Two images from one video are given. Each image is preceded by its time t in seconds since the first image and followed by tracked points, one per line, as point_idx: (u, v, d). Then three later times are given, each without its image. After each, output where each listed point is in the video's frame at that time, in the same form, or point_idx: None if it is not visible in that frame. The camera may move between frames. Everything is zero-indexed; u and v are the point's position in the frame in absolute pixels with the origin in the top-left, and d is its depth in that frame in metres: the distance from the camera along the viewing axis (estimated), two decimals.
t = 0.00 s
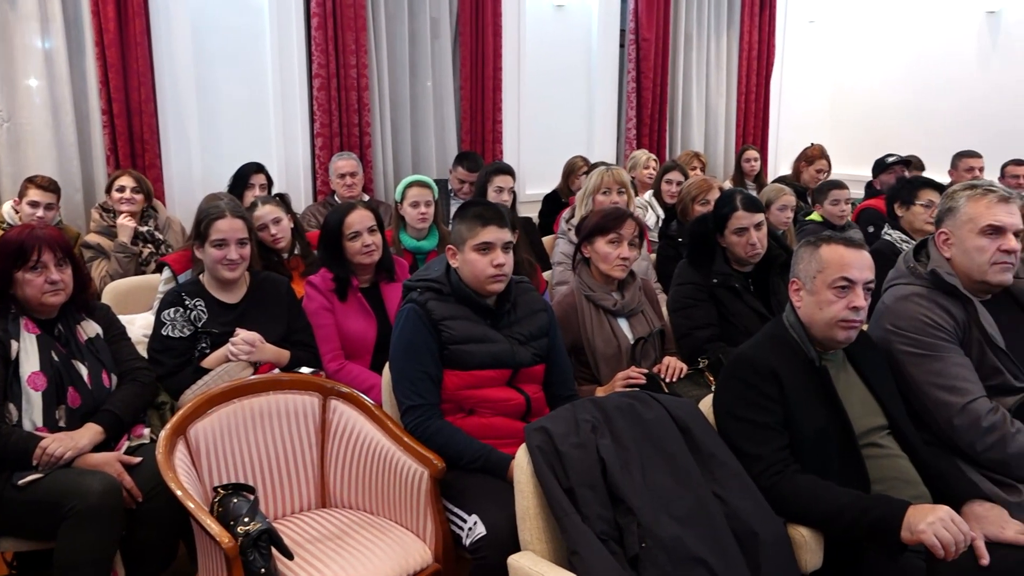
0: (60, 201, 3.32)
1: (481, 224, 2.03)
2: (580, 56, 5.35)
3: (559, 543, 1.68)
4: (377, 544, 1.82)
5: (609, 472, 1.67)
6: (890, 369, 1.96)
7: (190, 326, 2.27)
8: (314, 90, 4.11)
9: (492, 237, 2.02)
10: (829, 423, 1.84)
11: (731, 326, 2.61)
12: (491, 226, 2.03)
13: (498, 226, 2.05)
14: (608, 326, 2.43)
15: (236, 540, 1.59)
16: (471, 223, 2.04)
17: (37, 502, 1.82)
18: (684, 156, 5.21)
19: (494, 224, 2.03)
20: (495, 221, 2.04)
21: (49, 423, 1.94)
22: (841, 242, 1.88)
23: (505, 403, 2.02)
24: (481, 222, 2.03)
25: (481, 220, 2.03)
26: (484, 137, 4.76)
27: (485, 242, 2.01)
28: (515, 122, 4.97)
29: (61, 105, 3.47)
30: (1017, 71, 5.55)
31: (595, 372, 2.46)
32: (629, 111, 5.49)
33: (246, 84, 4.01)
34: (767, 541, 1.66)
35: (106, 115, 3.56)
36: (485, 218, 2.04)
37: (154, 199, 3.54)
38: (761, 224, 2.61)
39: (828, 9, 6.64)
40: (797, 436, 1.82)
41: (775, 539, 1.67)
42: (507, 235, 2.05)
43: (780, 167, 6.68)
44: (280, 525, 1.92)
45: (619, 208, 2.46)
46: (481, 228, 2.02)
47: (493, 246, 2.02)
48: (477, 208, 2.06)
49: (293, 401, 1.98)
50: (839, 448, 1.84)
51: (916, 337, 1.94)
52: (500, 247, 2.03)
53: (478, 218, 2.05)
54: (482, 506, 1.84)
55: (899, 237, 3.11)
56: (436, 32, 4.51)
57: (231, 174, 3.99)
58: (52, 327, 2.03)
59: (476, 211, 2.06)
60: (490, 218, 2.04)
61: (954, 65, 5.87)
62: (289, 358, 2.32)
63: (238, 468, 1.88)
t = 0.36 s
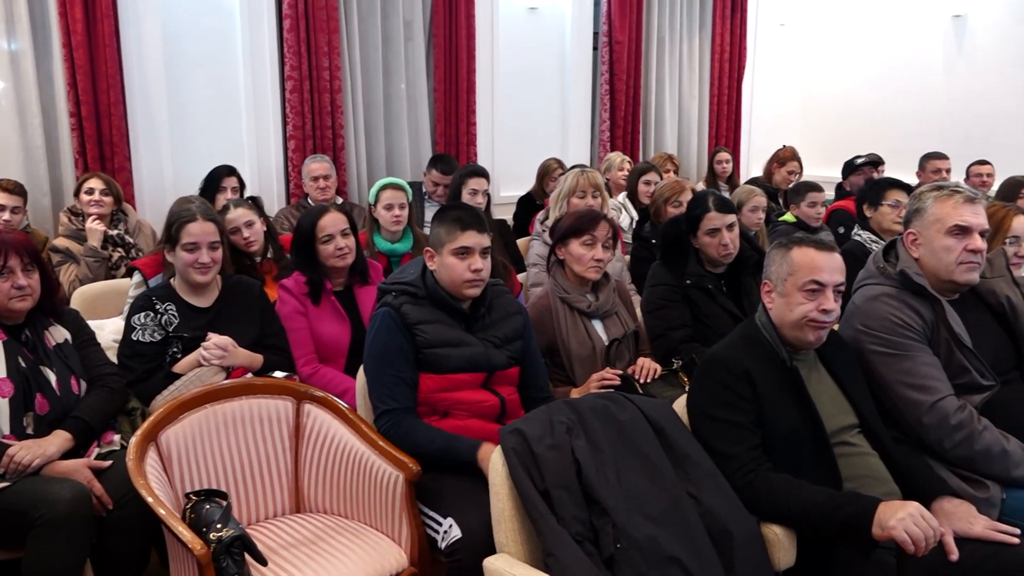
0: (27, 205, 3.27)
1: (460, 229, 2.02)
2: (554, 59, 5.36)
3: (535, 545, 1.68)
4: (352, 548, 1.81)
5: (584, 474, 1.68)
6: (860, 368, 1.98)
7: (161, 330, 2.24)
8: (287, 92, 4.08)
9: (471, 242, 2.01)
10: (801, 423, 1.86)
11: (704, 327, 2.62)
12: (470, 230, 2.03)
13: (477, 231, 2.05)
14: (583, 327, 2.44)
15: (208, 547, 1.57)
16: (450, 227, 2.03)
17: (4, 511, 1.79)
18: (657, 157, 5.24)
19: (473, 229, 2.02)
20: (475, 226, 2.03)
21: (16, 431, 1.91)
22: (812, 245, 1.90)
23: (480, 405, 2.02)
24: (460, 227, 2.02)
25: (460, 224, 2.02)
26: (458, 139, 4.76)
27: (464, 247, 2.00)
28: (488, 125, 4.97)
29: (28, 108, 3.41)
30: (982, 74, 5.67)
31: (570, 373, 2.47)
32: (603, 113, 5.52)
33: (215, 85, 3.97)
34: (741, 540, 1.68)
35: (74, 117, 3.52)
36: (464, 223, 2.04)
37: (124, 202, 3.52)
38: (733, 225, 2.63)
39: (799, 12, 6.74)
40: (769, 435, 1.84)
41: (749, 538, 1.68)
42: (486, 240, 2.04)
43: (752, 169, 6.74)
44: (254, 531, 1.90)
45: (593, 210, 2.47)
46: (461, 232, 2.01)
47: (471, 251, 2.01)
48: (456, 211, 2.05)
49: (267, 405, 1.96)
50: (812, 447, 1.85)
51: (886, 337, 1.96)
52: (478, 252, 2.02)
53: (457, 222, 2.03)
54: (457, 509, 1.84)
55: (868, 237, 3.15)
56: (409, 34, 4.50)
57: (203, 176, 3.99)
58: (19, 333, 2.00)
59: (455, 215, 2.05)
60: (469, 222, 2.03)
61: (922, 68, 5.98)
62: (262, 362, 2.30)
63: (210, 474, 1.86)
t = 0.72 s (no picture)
0: None
1: (448, 246, 1.93)
2: (529, 61, 5.38)
3: (511, 547, 1.68)
4: (328, 552, 1.80)
5: (560, 475, 1.68)
6: (834, 366, 2.00)
7: (133, 334, 2.22)
8: (260, 94, 4.05)
9: (458, 260, 1.95)
10: (775, 422, 1.87)
11: (679, 328, 2.64)
12: (457, 247, 1.95)
13: (464, 249, 1.97)
14: (559, 329, 2.45)
15: (181, 553, 1.55)
16: (436, 242, 1.93)
17: None
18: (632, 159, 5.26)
19: (461, 247, 1.95)
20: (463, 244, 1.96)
21: None
22: (786, 245, 1.91)
23: (456, 408, 2.01)
24: (448, 244, 1.93)
25: (448, 240, 1.93)
26: (432, 141, 4.75)
27: (452, 265, 1.93)
28: (464, 126, 4.96)
29: None
30: (952, 78, 5.77)
31: (546, 374, 2.47)
32: (578, 115, 5.55)
33: (187, 86, 3.92)
34: (716, 539, 1.69)
35: (43, 119, 3.48)
36: (451, 238, 1.94)
37: (95, 205, 3.48)
38: (707, 226, 2.66)
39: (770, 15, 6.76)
40: (744, 434, 1.85)
41: (724, 537, 1.69)
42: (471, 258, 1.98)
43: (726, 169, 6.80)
44: (228, 536, 1.88)
45: (569, 212, 2.47)
46: (449, 249, 1.93)
47: (458, 269, 1.95)
48: (442, 226, 1.94)
49: (241, 409, 1.94)
50: (786, 445, 1.87)
51: (858, 337, 1.98)
52: (464, 269, 1.95)
53: (444, 237, 1.94)
54: (434, 511, 1.83)
55: (840, 237, 3.20)
56: (383, 35, 4.48)
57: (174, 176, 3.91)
58: None
59: (441, 230, 1.95)
60: (457, 240, 1.95)
61: (894, 71, 6.05)
62: (236, 366, 2.28)
63: (183, 479, 1.84)
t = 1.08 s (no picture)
0: None
1: (426, 250, 1.91)
2: (503, 62, 5.38)
3: (487, 548, 1.68)
4: (302, 556, 1.79)
5: (535, 476, 1.68)
6: (805, 364, 2.02)
7: (102, 339, 2.19)
8: (231, 95, 4.01)
9: (439, 263, 1.93)
10: (748, 420, 1.89)
11: (653, 328, 2.65)
12: (436, 251, 1.93)
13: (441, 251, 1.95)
14: (534, 330, 2.45)
15: (152, 560, 1.52)
16: (413, 249, 1.90)
17: None
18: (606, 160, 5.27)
19: (439, 250, 1.93)
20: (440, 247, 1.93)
21: None
22: (755, 244, 1.94)
23: (430, 410, 2.00)
24: (426, 248, 1.91)
25: (426, 246, 1.91)
26: (406, 142, 4.74)
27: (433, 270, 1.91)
28: (438, 126, 4.95)
29: None
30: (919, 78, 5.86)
31: (521, 375, 2.48)
32: (552, 115, 5.56)
33: (157, 86, 3.88)
34: (690, 537, 1.70)
35: (9, 120, 3.43)
36: (428, 243, 1.92)
37: (64, 207, 3.45)
38: (680, 226, 2.67)
39: (743, 17, 6.88)
40: (717, 433, 1.86)
41: (698, 535, 1.70)
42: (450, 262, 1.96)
43: (700, 170, 6.86)
44: (200, 542, 1.86)
45: (542, 213, 2.47)
46: (429, 254, 1.91)
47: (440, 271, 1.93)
48: (418, 232, 1.91)
49: (213, 414, 1.93)
50: (759, 443, 1.88)
51: (829, 335, 2.00)
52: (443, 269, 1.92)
53: (421, 242, 1.91)
54: (409, 514, 1.83)
55: (811, 237, 3.23)
56: (356, 35, 4.45)
57: (145, 179, 3.89)
58: None
59: (417, 235, 1.91)
60: (433, 243, 1.92)
61: (864, 72, 6.12)
62: (207, 370, 2.27)
63: (154, 484, 1.82)
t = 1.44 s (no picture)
0: None
1: (406, 247, 1.92)
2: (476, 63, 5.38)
3: (462, 550, 1.67)
4: (275, 560, 1.77)
5: (509, 476, 1.68)
6: (776, 362, 2.04)
7: (70, 344, 2.16)
8: (201, 96, 3.97)
9: (420, 258, 1.94)
10: (720, 419, 1.90)
11: (627, 328, 2.66)
12: (415, 247, 1.94)
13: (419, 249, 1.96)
14: (508, 331, 2.45)
15: (122, 568, 1.49)
16: (394, 248, 1.90)
17: None
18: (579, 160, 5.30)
19: (418, 246, 1.94)
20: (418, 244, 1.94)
21: None
22: (726, 243, 1.95)
23: (404, 412, 2.00)
24: (407, 246, 1.92)
25: (404, 244, 1.91)
26: (379, 143, 4.73)
27: (414, 266, 1.92)
28: (411, 126, 4.94)
29: None
30: (884, 79, 5.95)
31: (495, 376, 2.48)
32: (525, 116, 5.58)
33: (126, 87, 3.83)
34: (665, 535, 1.71)
35: None
36: (406, 241, 1.93)
37: (31, 210, 3.39)
38: (652, 226, 2.69)
39: (713, 19, 7.02)
40: (690, 431, 1.87)
41: (671, 533, 1.71)
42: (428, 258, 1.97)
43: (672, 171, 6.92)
44: (172, 547, 1.84)
45: (515, 214, 2.48)
46: (408, 251, 1.92)
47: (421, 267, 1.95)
48: (394, 232, 1.92)
49: (184, 418, 1.91)
50: (731, 441, 1.90)
51: (800, 333, 2.02)
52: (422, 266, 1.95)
53: (400, 241, 1.92)
54: (384, 516, 1.82)
55: (782, 236, 3.24)
56: (327, 36, 4.43)
57: (115, 183, 3.85)
58: None
59: (394, 236, 1.92)
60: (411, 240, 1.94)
61: (835, 74, 6.22)
62: (178, 374, 2.25)
63: (124, 490, 1.80)
